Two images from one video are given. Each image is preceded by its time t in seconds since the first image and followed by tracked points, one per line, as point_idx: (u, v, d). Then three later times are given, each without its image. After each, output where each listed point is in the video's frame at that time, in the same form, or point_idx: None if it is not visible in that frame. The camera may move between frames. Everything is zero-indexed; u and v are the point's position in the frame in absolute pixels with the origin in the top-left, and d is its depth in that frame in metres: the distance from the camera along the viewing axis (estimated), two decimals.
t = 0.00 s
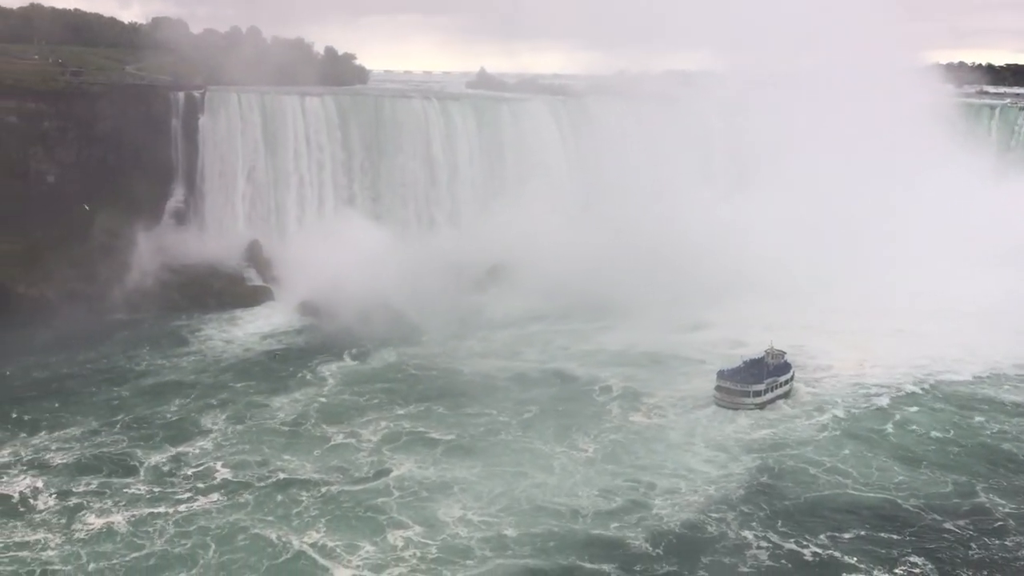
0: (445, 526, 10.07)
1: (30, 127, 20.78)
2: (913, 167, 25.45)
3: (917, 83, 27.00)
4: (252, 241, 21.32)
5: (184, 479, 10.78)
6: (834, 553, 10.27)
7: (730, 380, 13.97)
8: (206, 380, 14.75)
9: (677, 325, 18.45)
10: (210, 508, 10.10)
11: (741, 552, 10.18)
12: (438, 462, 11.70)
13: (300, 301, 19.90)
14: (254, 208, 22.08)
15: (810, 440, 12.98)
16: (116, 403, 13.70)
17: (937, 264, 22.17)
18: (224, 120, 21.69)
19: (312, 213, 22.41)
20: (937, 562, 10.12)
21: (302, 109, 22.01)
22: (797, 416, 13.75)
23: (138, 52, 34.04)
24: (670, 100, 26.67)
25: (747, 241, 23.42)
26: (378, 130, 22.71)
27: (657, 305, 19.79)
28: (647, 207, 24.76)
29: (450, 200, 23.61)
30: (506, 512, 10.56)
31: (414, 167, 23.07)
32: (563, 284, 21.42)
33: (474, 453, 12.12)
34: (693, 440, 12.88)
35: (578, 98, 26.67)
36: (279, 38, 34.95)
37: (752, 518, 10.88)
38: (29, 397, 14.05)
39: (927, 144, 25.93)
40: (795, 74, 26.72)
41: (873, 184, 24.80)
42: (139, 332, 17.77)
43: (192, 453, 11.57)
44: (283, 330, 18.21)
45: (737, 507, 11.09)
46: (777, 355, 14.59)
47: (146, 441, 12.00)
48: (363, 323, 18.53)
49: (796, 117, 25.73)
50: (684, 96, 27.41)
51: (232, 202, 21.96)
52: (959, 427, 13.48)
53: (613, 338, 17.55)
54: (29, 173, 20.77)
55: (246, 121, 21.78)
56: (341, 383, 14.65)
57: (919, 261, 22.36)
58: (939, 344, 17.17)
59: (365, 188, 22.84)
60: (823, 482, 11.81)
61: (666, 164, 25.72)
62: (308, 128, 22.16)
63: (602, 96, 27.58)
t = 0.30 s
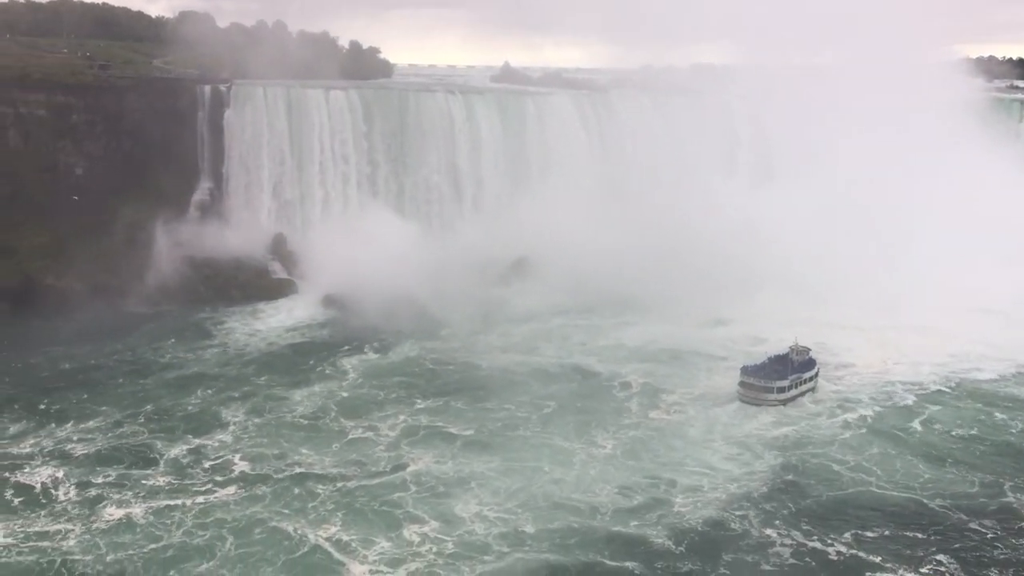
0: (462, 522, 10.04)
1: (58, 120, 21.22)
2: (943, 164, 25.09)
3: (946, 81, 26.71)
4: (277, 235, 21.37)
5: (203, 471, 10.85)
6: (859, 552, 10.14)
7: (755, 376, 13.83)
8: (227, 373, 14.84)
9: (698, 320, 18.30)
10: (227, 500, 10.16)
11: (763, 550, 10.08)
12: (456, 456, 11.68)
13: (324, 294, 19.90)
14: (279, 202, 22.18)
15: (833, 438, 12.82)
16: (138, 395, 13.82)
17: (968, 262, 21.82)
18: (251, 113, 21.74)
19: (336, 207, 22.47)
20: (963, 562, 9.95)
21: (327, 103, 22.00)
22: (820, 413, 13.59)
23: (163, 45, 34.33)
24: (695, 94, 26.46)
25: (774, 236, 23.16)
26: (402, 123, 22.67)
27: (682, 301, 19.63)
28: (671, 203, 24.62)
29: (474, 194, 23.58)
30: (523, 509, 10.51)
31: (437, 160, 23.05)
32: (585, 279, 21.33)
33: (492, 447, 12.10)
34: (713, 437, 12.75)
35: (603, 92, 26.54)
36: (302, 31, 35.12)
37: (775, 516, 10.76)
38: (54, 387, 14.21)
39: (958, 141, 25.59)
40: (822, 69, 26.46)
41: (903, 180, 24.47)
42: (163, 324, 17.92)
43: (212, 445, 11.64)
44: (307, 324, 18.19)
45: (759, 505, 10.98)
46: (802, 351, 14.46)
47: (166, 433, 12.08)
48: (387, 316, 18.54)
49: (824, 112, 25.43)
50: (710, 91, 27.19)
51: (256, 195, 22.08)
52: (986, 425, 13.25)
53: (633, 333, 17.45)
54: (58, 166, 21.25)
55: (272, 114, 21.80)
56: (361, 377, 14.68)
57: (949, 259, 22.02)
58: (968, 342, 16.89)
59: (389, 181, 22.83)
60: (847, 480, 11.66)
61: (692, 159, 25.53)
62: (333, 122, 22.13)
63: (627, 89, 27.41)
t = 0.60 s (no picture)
0: (480, 517, 10.01)
1: (87, 113, 21.51)
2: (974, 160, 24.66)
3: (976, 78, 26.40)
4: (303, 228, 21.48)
5: (222, 463, 10.92)
6: (884, 551, 10.00)
7: (779, 372, 13.72)
8: (249, 365, 14.93)
9: (721, 316, 18.14)
10: (245, 492, 10.22)
11: (787, 548, 9.97)
12: (474, 451, 11.67)
13: (349, 287, 19.93)
14: (304, 195, 22.30)
15: (857, 436, 12.64)
16: (161, 386, 13.93)
17: (1000, 259, 21.48)
18: (277, 107, 21.82)
19: (360, 199, 22.54)
20: (991, 563, 9.77)
21: (353, 97, 22.00)
22: (844, 411, 13.43)
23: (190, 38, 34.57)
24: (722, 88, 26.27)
25: (800, 231, 22.93)
26: (427, 117, 22.62)
27: (706, 296, 19.51)
28: (695, 197, 24.44)
29: (498, 188, 23.53)
30: (541, 505, 10.46)
31: (461, 154, 23.04)
32: (608, 273, 21.21)
33: (510, 443, 12.06)
34: (735, 435, 12.62)
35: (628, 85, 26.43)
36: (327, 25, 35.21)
37: (798, 514, 10.64)
38: (79, 378, 14.36)
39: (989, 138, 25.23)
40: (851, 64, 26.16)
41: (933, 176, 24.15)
42: (187, 316, 18.06)
43: (231, 437, 11.72)
44: (332, 317, 18.22)
45: (782, 502, 10.86)
46: (828, 348, 14.32)
47: (188, 424, 12.17)
48: (410, 309, 18.56)
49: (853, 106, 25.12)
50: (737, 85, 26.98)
51: (283, 188, 22.19)
52: (1015, 425, 13.00)
53: (655, 328, 17.34)
54: (87, 159, 21.55)
55: (298, 108, 21.91)
56: (381, 370, 14.70)
57: (979, 256, 21.69)
58: (997, 340, 16.60)
59: (413, 174, 22.85)
60: (872, 479, 11.50)
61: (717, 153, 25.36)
62: (358, 115, 22.18)
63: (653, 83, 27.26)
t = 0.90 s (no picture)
0: (498, 513, 9.99)
1: (117, 106, 21.63)
2: (1009, 157, 24.19)
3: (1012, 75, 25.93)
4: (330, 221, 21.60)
5: (242, 455, 10.99)
6: (912, 551, 9.86)
7: (805, 370, 13.58)
8: (273, 358, 15.02)
9: (745, 312, 17.99)
10: (265, 484, 10.29)
11: (813, 547, 9.86)
12: (494, 447, 11.65)
13: (374, 280, 19.99)
14: (331, 188, 22.41)
15: (884, 435, 12.46)
16: (186, 378, 14.05)
17: None
18: (304, 100, 21.97)
19: (386, 193, 22.59)
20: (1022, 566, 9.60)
21: (379, 90, 22.09)
22: (871, 409, 13.26)
23: (220, 32, 34.81)
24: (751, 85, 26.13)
25: (829, 229, 22.67)
26: (453, 110, 22.61)
27: (733, 292, 19.34)
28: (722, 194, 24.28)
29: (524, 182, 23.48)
30: (561, 501, 10.43)
31: (487, 148, 23.00)
32: (633, 269, 21.11)
33: (531, 438, 12.03)
34: (758, 433, 12.48)
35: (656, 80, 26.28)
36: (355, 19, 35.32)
37: (823, 513, 10.52)
38: (106, 369, 14.52)
39: None
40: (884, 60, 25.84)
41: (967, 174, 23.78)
42: (213, 309, 18.21)
43: (253, 430, 11.80)
44: (358, 310, 18.28)
45: (808, 501, 10.74)
46: (856, 346, 14.15)
47: (211, 417, 12.26)
48: (435, 303, 18.57)
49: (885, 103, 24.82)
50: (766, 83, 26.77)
51: (309, 181, 22.35)
52: None
53: (681, 325, 17.21)
54: (116, 151, 21.67)
55: (325, 101, 22.01)
56: (403, 364, 14.72)
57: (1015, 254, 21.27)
58: None
59: (439, 168, 22.90)
60: (900, 478, 11.34)
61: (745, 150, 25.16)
62: (385, 109, 22.23)
63: (681, 78, 27.08)
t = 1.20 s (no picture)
0: (518, 510, 9.98)
1: (148, 100, 22.18)
2: None
3: None
4: (358, 217, 21.73)
5: (263, 449, 11.09)
6: (940, 552, 9.72)
7: (833, 368, 13.42)
8: (298, 352, 15.13)
9: (775, 310, 17.80)
10: (287, 477, 10.38)
11: (841, 547, 9.76)
12: (516, 443, 11.64)
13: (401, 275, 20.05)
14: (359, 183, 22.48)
15: (912, 435, 12.29)
16: (213, 371, 14.20)
17: None
18: (333, 96, 21.96)
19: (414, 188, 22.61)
20: None
21: (408, 85, 22.06)
22: (900, 409, 13.07)
23: (250, 27, 35.10)
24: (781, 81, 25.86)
25: (860, 228, 22.41)
26: (482, 105, 22.57)
27: (761, 289, 19.17)
28: (750, 191, 24.04)
29: (552, 178, 23.43)
30: (583, 500, 10.38)
31: (515, 143, 22.92)
32: (660, 265, 20.99)
33: (552, 435, 12.01)
34: (784, 433, 12.34)
35: (685, 76, 26.10)
36: (385, 16, 35.48)
37: (849, 512, 10.41)
38: (134, 361, 14.71)
39: None
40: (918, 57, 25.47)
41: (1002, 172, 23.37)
42: (240, 303, 18.38)
43: (275, 424, 11.89)
44: (385, 305, 18.33)
45: (834, 500, 10.64)
46: (885, 344, 13.95)
47: (235, 410, 12.38)
48: (461, 298, 18.59)
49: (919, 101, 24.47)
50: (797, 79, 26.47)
51: (338, 176, 22.41)
52: None
53: (707, 322, 17.08)
54: (148, 145, 22.36)
55: (354, 96, 21.98)
56: (426, 359, 14.75)
57: None
58: None
59: (467, 164, 22.89)
60: (928, 478, 11.18)
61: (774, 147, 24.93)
62: (413, 103, 22.18)
63: (709, 73, 26.85)
